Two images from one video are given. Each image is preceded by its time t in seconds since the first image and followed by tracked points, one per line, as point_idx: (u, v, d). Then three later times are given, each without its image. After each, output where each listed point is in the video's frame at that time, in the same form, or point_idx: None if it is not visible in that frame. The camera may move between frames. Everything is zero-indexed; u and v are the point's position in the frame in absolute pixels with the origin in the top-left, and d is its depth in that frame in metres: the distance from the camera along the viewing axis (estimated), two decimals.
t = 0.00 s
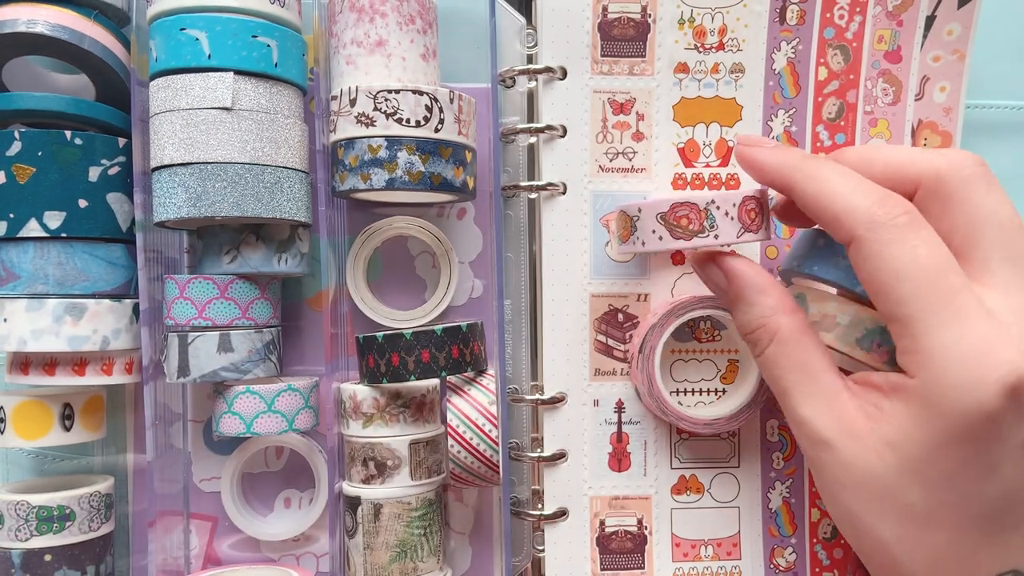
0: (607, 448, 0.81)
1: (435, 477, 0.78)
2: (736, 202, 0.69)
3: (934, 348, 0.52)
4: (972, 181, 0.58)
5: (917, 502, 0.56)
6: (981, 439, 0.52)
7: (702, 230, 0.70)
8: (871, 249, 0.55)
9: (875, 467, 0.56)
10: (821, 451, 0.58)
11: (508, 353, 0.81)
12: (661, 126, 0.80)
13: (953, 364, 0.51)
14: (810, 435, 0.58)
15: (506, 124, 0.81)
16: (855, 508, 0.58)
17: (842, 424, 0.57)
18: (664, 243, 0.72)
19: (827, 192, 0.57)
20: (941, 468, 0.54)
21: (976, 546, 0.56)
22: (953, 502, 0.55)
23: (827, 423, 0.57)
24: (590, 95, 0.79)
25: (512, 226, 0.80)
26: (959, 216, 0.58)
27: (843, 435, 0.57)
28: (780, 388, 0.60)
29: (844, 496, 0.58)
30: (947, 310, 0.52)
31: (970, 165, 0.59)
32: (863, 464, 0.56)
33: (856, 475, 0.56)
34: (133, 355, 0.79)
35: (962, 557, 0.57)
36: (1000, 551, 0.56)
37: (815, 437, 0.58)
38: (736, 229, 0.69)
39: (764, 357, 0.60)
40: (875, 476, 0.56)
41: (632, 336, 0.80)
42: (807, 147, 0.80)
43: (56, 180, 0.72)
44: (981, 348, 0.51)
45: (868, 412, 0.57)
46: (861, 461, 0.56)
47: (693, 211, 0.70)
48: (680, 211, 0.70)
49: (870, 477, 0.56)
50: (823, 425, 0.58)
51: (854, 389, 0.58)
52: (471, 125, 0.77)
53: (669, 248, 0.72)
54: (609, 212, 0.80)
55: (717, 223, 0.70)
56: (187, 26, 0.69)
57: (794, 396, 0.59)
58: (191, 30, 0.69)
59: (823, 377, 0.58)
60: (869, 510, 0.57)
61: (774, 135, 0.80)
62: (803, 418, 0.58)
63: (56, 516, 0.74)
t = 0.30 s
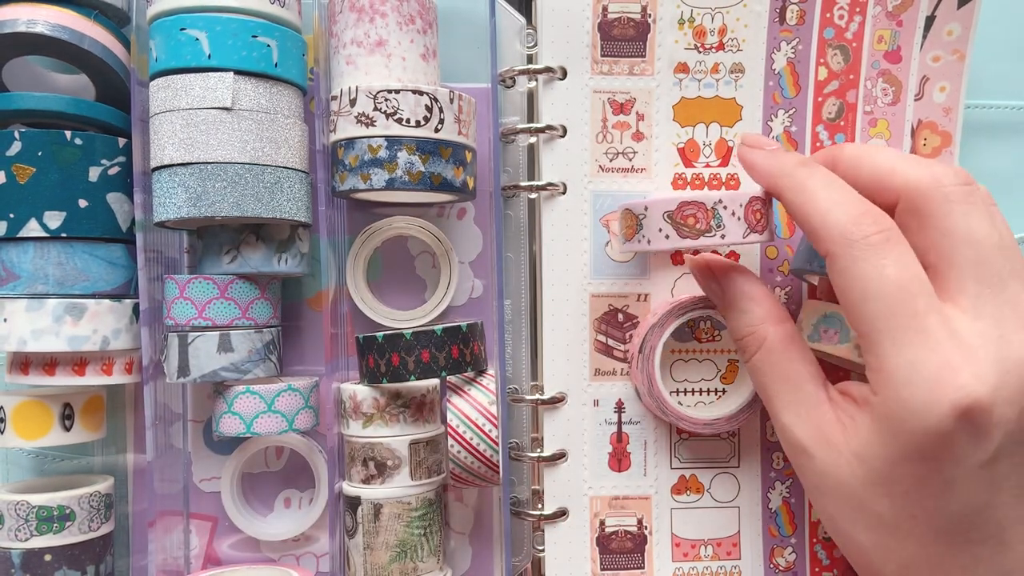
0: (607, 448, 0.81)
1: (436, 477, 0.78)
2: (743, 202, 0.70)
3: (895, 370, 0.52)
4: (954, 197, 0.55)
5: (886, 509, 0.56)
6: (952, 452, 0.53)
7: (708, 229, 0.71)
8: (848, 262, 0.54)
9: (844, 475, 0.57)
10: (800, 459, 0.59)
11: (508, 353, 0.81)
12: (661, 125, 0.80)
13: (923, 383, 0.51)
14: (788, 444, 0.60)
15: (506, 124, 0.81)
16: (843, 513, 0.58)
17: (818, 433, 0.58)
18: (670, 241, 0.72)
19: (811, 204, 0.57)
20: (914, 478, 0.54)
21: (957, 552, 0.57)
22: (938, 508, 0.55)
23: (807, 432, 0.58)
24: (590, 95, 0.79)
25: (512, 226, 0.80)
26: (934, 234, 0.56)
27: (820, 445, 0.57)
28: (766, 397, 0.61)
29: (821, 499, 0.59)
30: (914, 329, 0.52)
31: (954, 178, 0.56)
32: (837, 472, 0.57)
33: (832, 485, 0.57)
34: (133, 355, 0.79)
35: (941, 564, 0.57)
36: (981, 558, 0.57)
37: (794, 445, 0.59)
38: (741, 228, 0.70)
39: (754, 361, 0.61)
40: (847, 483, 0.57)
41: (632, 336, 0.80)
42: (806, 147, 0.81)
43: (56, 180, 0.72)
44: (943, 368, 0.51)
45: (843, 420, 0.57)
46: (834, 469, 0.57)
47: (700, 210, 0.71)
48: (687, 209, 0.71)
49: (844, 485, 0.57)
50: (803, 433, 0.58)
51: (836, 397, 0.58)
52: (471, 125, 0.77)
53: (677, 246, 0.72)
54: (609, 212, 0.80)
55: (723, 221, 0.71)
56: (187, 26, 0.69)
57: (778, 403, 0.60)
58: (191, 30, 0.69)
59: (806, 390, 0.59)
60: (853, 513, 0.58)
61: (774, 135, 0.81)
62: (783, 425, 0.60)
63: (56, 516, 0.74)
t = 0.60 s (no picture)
0: (607, 448, 0.81)
1: (436, 477, 0.78)
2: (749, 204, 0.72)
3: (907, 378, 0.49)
4: (960, 206, 0.50)
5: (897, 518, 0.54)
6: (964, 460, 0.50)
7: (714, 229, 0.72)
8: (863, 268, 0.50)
9: (856, 486, 0.53)
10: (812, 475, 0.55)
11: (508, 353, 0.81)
12: (661, 126, 0.80)
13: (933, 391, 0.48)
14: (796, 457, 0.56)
15: (506, 124, 0.81)
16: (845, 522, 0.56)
17: (829, 444, 0.54)
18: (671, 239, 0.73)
19: (822, 206, 0.52)
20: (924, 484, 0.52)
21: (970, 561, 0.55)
22: (950, 516, 0.53)
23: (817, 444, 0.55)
24: (590, 95, 0.79)
25: (512, 226, 0.80)
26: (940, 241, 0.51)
27: (831, 457, 0.54)
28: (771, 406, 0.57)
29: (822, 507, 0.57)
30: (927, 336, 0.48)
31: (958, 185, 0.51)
32: (849, 484, 0.54)
33: (842, 497, 0.54)
34: (133, 355, 0.79)
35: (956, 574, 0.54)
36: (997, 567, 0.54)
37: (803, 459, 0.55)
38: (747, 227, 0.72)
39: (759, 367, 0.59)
40: (860, 493, 0.53)
41: (632, 336, 0.80)
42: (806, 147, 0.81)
43: (56, 180, 0.72)
44: (955, 374, 0.48)
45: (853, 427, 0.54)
46: (847, 481, 0.54)
47: (707, 209, 0.73)
48: (694, 209, 0.72)
49: (853, 494, 0.54)
50: (814, 446, 0.55)
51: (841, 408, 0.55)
52: (471, 125, 0.77)
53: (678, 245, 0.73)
54: (609, 212, 0.80)
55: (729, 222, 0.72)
56: (187, 26, 0.69)
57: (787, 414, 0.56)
58: (192, 30, 0.69)
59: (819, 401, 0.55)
60: (863, 524, 0.55)
61: (774, 135, 0.81)
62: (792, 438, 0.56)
63: (56, 516, 0.74)
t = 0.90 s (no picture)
0: (607, 448, 0.81)
1: (435, 477, 0.78)
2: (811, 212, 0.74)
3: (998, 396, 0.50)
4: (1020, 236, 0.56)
5: (992, 559, 0.51)
6: None
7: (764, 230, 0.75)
8: (949, 284, 0.53)
9: (953, 535, 0.50)
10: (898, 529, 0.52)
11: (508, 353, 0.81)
12: (661, 125, 0.80)
13: None
14: (888, 514, 0.51)
15: (506, 124, 0.80)
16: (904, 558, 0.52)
17: (919, 498, 0.51)
18: (712, 239, 0.75)
19: (909, 225, 0.55)
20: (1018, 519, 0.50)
21: None
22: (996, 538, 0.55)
23: (907, 497, 0.51)
24: (590, 95, 0.79)
25: (512, 226, 0.80)
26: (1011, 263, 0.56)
27: (922, 509, 0.51)
28: (866, 457, 0.51)
29: (913, 565, 0.52)
30: (1013, 355, 0.51)
31: None
32: (943, 534, 0.50)
33: (934, 550, 0.51)
34: (133, 355, 0.79)
35: None
36: None
37: (892, 514, 0.51)
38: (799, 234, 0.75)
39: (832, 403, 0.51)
40: (955, 543, 0.51)
41: (632, 336, 0.80)
42: (806, 148, 0.81)
43: (56, 180, 0.72)
44: None
45: (920, 464, 0.53)
46: (941, 531, 0.50)
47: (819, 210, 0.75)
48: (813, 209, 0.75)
49: (948, 546, 0.51)
50: (905, 499, 0.51)
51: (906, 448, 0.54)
52: (471, 125, 0.77)
53: (733, 245, 0.75)
54: (609, 212, 0.80)
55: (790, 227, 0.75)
56: (187, 26, 0.69)
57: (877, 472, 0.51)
58: (191, 30, 0.69)
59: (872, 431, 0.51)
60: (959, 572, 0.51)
61: (774, 135, 0.81)
62: (886, 495, 0.51)
63: (56, 516, 0.74)
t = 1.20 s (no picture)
0: (607, 448, 0.81)
1: (435, 477, 0.78)
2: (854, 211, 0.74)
3: None
4: None
5: (1013, 559, 0.51)
6: None
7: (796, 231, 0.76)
8: (989, 278, 0.53)
9: (975, 534, 0.51)
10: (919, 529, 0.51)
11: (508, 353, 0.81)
12: (661, 126, 0.80)
13: None
14: (910, 514, 0.51)
15: (506, 124, 0.80)
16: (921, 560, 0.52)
17: (943, 497, 0.51)
18: (775, 241, 0.75)
19: (951, 217, 0.55)
20: None
21: None
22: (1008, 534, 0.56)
23: (932, 497, 0.51)
24: (590, 95, 0.79)
25: (512, 226, 0.80)
26: None
27: (946, 509, 0.51)
28: (892, 456, 0.51)
29: (933, 566, 0.52)
30: None
31: None
32: (965, 534, 0.51)
33: (956, 550, 0.51)
34: (133, 355, 0.79)
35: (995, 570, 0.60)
36: None
37: (916, 515, 0.51)
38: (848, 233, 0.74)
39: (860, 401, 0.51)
40: (977, 543, 0.51)
41: (632, 336, 0.80)
42: (807, 148, 0.81)
43: (56, 180, 0.72)
44: None
45: (940, 463, 0.53)
46: (963, 531, 0.51)
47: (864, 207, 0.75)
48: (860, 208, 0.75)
49: (969, 546, 0.51)
50: (930, 499, 0.51)
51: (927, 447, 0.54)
52: (471, 125, 0.77)
53: (799, 245, 0.75)
54: (609, 212, 0.80)
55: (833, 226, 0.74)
56: (187, 26, 0.69)
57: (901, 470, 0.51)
58: (191, 30, 0.69)
59: (897, 430, 0.51)
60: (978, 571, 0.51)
61: (774, 135, 0.81)
62: (910, 494, 0.51)
63: (56, 516, 0.74)
